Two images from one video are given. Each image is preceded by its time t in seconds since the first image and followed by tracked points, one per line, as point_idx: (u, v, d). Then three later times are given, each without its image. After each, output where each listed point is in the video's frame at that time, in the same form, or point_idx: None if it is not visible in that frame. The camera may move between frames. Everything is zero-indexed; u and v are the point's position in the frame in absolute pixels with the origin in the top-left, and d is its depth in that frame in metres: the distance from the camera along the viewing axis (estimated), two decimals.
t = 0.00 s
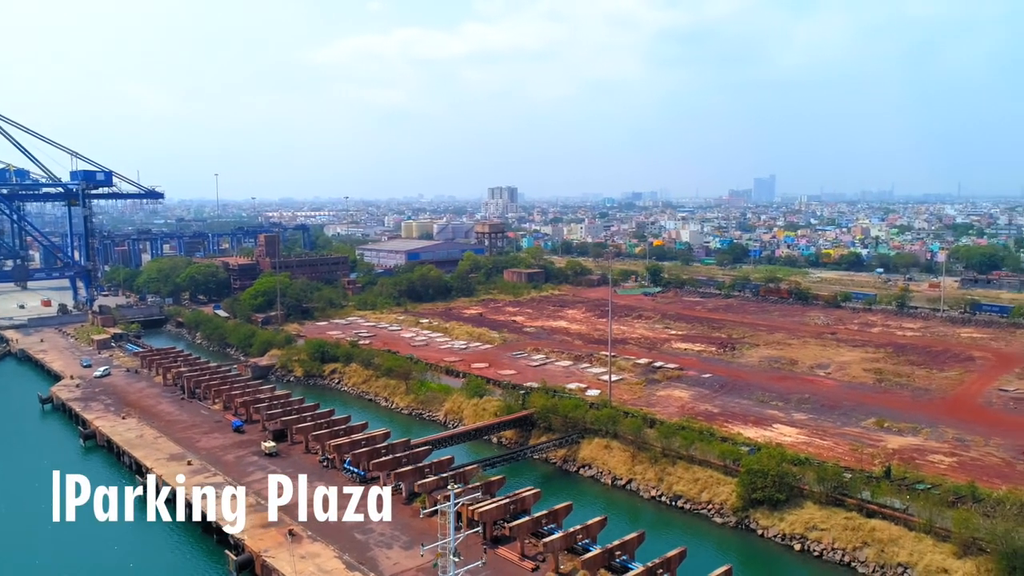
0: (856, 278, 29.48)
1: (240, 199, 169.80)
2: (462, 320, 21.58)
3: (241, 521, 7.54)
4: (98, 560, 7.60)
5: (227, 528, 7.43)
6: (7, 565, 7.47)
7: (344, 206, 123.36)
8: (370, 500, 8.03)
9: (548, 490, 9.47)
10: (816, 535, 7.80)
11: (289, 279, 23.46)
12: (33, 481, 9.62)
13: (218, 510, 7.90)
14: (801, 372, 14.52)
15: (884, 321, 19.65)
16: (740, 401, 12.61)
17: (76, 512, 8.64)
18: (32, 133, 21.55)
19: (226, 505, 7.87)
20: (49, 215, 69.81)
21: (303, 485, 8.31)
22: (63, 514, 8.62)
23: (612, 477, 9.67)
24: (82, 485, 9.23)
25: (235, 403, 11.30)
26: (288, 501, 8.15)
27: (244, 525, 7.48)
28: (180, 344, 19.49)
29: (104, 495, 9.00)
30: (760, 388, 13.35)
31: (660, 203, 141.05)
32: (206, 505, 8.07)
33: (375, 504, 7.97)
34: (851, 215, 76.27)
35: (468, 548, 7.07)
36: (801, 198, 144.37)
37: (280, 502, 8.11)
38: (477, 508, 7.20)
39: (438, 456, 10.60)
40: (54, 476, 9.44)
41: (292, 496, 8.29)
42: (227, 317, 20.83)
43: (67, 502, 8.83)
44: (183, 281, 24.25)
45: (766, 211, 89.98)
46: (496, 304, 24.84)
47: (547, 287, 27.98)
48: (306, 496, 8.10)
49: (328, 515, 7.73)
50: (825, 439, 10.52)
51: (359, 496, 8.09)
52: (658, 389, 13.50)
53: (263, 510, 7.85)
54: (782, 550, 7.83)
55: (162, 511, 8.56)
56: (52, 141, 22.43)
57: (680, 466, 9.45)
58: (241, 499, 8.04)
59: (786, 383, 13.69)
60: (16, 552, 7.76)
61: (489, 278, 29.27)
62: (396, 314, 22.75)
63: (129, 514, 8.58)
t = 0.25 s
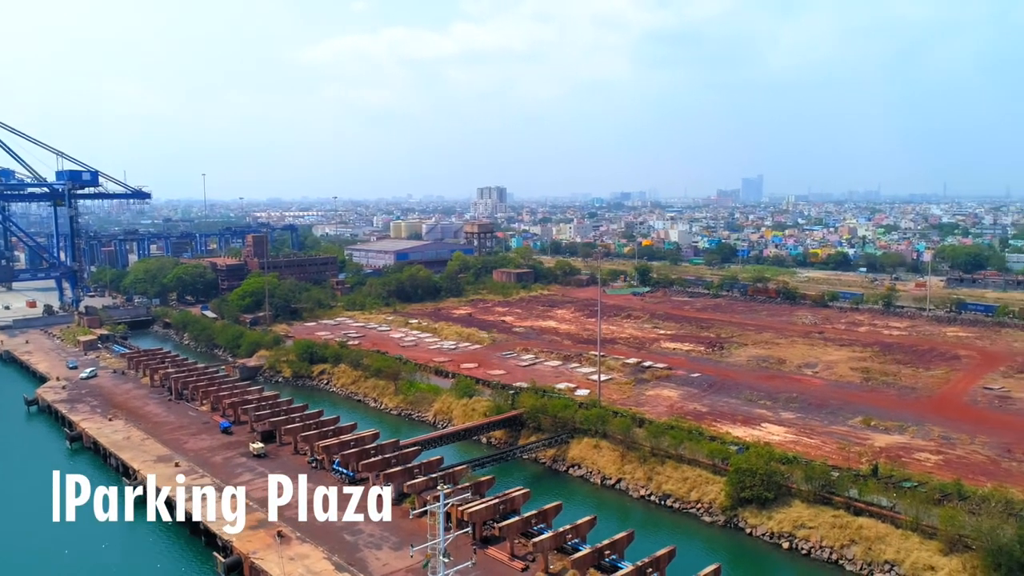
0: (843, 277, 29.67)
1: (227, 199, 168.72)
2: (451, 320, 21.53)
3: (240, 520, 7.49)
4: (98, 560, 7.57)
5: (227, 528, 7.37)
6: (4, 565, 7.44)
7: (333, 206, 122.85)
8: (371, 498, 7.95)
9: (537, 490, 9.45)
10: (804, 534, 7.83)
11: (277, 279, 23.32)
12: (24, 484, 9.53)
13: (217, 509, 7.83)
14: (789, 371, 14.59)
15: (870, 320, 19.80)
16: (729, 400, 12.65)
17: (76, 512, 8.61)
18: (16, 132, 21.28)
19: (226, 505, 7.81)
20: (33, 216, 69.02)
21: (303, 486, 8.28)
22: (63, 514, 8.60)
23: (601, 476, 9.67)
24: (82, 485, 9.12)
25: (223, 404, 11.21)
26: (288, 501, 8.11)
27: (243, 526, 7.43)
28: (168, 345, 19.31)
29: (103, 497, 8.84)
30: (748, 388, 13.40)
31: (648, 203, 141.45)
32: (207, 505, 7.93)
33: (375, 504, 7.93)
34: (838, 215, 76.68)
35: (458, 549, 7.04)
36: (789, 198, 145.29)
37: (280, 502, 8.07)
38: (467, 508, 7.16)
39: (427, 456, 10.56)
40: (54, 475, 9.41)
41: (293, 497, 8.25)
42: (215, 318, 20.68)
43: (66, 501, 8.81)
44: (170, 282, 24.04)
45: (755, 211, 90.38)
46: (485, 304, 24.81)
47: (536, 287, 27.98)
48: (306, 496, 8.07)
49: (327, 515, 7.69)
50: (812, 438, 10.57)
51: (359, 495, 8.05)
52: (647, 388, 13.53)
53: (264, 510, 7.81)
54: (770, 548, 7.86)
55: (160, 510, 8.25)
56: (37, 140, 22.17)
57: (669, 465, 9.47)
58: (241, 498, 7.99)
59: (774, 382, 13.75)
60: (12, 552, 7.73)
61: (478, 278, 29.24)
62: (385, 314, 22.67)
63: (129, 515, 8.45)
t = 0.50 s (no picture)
0: (831, 277, 29.85)
1: (214, 199, 167.54)
2: (440, 321, 21.47)
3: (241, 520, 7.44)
4: (97, 560, 7.51)
5: (227, 528, 7.32)
6: (0, 565, 7.38)
7: (321, 206, 122.32)
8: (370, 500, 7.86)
9: (527, 490, 9.43)
10: (792, 532, 7.86)
11: (265, 280, 23.16)
12: (19, 485, 9.47)
13: (217, 509, 7.78)
14: (777, 370, 14.66)
15: (858, 319, 19.92)
16: (718, 399, 12.68)
17: (77, 512, 8.56)
18: None
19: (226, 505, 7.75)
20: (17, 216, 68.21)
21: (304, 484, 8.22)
22: (64, 514, 8.57)
23: (591, 476, 9.66)
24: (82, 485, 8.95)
25: (212, 405, 11.09)
26: (288, 501, 8.05)
27: (244, 526, 7.38)
28: (155, 346, 19.13)
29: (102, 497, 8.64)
30: (737, 387, 13.45)
31: (637, 203, 141.79)
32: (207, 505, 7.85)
33: (374, 504, 7.88)
34: (826, 215, 76.94)
35: (448, 549, 6.99)
36: (777, 199, 146.13)
37: (280, 502, 8.01)
38: (456, 508, 7.12)
39: (416, 457, 10.51)
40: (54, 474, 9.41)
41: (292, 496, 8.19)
42: (203, 319, 20.51)
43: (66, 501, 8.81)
44: (157, 282, 23.82)
45: (743, 211, 90.72)
46: (474, 304, 24.77)
47: (526, 287, 27.97)
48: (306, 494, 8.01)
49: (327, 515, 7.65)
50: (800, 437, 10.61)
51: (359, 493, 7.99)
52: (637, 388, 13.54)
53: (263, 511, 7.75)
54: (759, 547, 7.88)
55: (159, 510, 8.06)
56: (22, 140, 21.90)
57: (658, 464, 9.47)
58: (241, 498, 7.92)
59: (762, 381, 13.81)
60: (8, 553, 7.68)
61: (467, 278, 29.19)
62: (374, 314, 22.58)
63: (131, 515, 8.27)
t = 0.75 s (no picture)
0: (817, 277, 30.03)
1: (200, 199, 166.18)
2: (428, 321, 21.40)
3: (241, 520, 7.39)
4: (88, 562, 7.44)
5: (227, 528, 7.30)
6: None
7: (309, 206, 121.72)
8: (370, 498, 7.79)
9: (516, 490, 9.41)
10: (779, 531, 7.89)
11: (252, 280, 23.00)
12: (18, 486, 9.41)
13: (216, 509, 7.74)
14: (764, 369, 14.74)
15: (844, 319, 20.06)
16: (705, 399, 12.72)
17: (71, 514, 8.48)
18: None
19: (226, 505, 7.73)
20: None
21: (304, 484, 8.16)
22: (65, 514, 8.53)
23: (579, 476, 9.66)
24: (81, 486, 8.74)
25: (199, 407, 10.99)
26: (288, 501, 8.01)
27: (244, 526, 7.36)
28: (141, 347, 18.93)
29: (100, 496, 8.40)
30: (725, 386, 13.49)
31: (625, 204, 142.15)
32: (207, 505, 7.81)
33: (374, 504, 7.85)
34: (812, 215, 77.34)
35: (437, 550, 6.95)
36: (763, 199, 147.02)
37: (280, 502, 7.97)
38: (445, 509, 7.09)
39: (404, 458, 10.47)
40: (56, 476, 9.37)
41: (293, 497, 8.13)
42: (189, 320, 20.33)
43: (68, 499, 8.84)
44: (143, 283, 23.58)
45: (730, 211, 91.09)
46: (463, 304, 24.70)
47: (514, 287, 27.95)
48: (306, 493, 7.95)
49: (327, 515, 7.61)
50: (788, 436, 10.66)
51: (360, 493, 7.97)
52: (625, 388, 13.55)
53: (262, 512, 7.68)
54: (746, 545, 7.90)
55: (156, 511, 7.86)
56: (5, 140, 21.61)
57: (646, 464, 9.48)
58: (241, 498, 7.89)
59: (750, 381, 13.87)
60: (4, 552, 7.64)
61: (455, 279, 29.12)
62: (361, 315, 22.48)
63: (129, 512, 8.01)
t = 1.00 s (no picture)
0: (803, 276, 30.22)
1: (185, 198, 164.63)
2: (416, 321, 21.31)
3: (242, 520, 7.36)
4: (75, 564, 7.35)
5: (227, 528, 7.26)
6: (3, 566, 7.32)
7: (296, 206, 121.08)
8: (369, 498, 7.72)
9: (503, 490, 9.38)
10: (766, 529, 7.91)
11: (239, 281, 22.81)
12: (12, 489, 9.31)
13: (215, 509, 7.70)
14: (751, 368, 14.80)
15: (829, 318, 20.18)
16: (692, 398, 12.75)
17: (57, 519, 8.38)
18: None
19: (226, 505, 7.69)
20: None
21: (304, 484, 8.10)
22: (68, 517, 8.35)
23: (567, 476, 9.64)
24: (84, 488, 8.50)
25: (185, 409, 10.86)
26: (288, 501, 7.95)
27: (244, 526, 7.31)
28: (126, 349, 18.72)
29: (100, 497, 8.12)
30: (712, 385, 13.53)
31: (612, 204, 142.48)
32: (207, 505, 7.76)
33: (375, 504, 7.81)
34: (798, 215, 77.70)
35: (425, 550, 6.90)
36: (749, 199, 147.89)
37: (280, 501, 7.92)
38: (433, 509, 7.04)
39: (391, 459, 10.40)
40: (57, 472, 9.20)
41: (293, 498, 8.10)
42: (175, 321, 20.13)
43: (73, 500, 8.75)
44: (128, 284, 23.32)
45: (717, 211, 91.37)
46: (451, 305, 24.63)
47: (502, 287, 27.91)
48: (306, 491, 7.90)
49: (328, 515, 7.56)
50: (774, 434, 10.70)
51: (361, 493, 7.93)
52: (612, 387, 13.56)
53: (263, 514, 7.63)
54: (733, 544, 7.91)
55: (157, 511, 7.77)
56: None
57: (634, 463, 9.48)
58: (241, 498, 7.85)
59: (737, 380, 13.93)
60: (4, 552, 7.60)
61: (443, 279, 29.03)
62: (349, 315, 22.35)
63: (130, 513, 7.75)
